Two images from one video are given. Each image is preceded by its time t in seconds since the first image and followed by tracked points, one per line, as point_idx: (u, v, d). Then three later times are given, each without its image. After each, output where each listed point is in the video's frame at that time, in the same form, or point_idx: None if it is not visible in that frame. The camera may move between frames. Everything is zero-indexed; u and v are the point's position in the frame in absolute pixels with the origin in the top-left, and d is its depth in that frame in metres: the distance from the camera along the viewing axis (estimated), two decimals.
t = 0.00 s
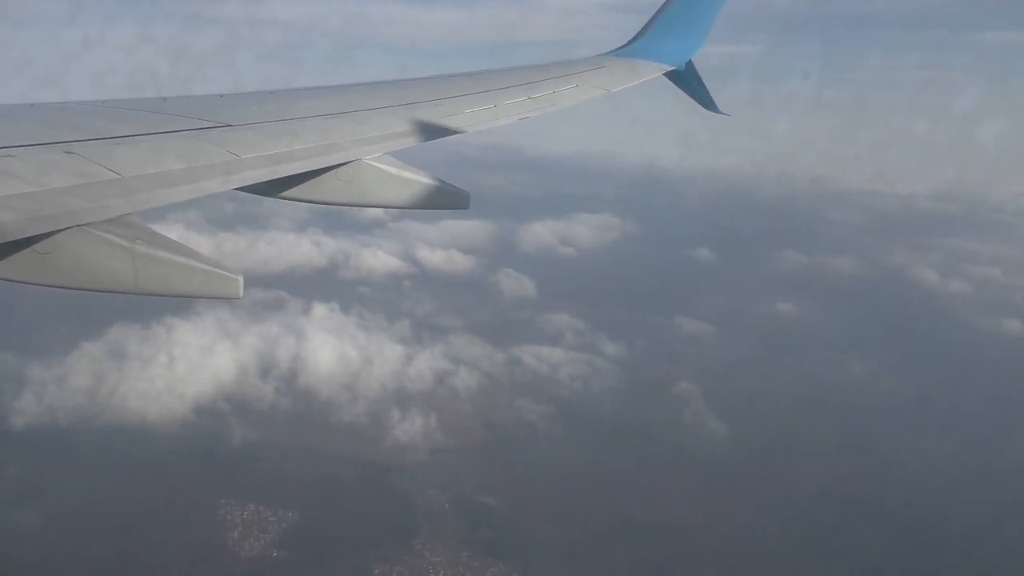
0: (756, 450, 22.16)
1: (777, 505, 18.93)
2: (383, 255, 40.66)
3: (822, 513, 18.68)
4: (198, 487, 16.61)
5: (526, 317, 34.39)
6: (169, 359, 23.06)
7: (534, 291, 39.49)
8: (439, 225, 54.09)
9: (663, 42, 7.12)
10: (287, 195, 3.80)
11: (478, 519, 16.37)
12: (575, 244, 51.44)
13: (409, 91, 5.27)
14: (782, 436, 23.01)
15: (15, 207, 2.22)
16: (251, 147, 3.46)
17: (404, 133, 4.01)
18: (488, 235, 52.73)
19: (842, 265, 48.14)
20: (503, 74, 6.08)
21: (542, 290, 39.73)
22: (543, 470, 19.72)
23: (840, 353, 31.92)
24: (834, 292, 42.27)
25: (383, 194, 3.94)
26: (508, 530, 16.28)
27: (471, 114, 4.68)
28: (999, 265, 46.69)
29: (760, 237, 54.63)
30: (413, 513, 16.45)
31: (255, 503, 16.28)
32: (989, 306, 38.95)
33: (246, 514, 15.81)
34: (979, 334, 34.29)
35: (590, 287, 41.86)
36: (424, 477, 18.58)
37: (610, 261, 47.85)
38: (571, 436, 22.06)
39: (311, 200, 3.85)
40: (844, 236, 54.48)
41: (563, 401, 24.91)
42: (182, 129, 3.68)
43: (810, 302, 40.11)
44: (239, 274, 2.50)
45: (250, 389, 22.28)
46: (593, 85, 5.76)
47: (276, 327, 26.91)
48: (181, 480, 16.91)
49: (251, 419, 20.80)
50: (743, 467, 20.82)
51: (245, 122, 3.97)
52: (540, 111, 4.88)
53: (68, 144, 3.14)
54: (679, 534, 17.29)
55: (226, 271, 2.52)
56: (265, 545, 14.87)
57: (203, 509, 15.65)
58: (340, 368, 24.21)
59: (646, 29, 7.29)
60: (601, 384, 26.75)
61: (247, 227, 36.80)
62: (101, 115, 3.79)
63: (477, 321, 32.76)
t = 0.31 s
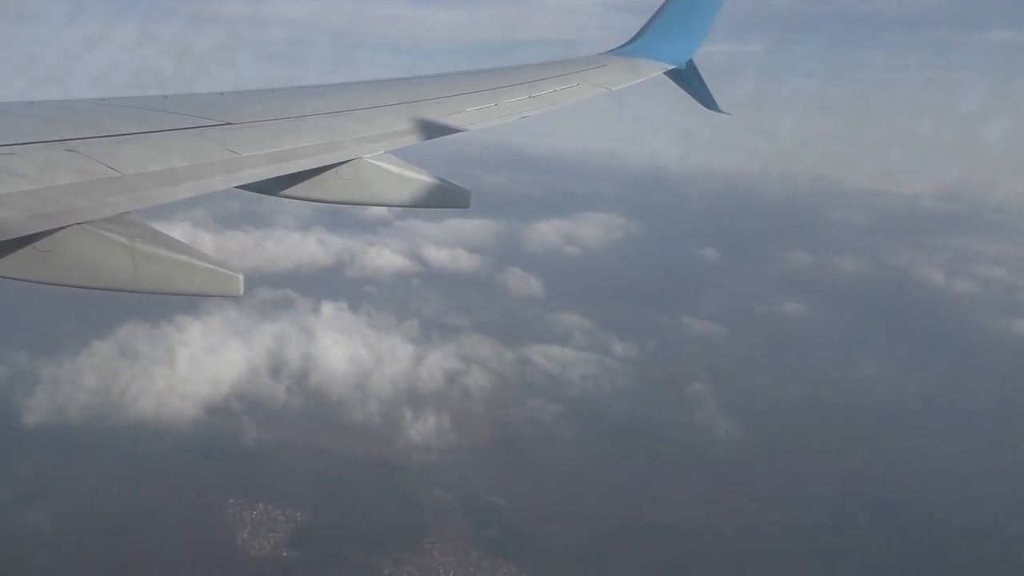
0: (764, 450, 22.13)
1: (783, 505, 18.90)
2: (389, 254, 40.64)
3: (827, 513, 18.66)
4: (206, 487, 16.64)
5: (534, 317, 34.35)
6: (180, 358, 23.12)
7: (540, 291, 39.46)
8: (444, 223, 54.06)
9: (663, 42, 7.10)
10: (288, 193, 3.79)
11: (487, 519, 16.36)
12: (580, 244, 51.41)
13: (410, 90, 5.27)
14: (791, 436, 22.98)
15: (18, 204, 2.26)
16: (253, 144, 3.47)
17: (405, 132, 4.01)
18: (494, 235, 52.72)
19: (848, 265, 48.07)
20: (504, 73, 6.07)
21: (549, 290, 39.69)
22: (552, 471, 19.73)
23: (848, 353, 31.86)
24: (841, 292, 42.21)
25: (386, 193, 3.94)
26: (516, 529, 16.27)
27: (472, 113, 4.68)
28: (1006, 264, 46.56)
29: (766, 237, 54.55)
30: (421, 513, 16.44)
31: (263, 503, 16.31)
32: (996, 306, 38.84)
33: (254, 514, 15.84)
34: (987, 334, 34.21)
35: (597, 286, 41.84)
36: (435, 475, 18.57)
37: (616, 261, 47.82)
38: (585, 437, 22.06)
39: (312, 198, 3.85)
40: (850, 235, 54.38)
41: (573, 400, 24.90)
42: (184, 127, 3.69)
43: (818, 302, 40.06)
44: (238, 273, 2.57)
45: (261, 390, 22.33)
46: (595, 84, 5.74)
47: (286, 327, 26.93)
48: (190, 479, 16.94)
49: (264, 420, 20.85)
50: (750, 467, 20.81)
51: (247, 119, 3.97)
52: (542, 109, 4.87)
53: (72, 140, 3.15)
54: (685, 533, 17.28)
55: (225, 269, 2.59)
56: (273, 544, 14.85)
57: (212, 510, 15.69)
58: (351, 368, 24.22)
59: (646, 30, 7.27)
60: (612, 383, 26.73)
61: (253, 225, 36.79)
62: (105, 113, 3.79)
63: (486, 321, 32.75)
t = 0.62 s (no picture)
0: (772, 450, 22.09)
1: (791, 505, 18.87)
2: (395, 253, 40.70)
3: (834, 514, 18.60)
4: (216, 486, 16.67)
5: (542, 316, 34.38)
6: (193, 357, 23.15)
7: (547, 290, 39.48)
8: (450, 221, 54.13)
9: (663, 43, 7.05)
10: (288, 192, 3.74)
11: (495, 519, 16.36)
12: (585, 244, 51.52)
13: (410, 89, 5.24)
14: (799, 437, 22.94)
15: (18, 203, 2.19)
16: (255, 143, 3.42)
17: (406, 132, 3.98)
18: (500, 233, 52.76)
19: (854, 265, 48.03)
20: (503, 71, 6.04)
21: (556, 289, 39.71)
22: (561, 470, 19.74)
23: (856, 353, 31.83)
24: (848, 292, 42.17)
25: (388, 191, 3.90)
26: (525, 529, 16.26)
27: (474, 112, 4.65)
28: (1013, 266, 46.47)
29: (772, 237, 54.54)
30: (429, 512, 16.44)
31: (272, 502, 16.35)
32: (1003, 308, 38.79)
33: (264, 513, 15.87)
34: (994, 335, 34.16)
35: (603, 285, 41.86)
36: (445, 474, 18.59)
37: (622, 260, 47.87)
38: (597, 437, 22.02)
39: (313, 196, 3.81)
40: (856, 236, 54.33)
41: (582, 400, 24.92)
42: (185, 125, 3.65)
43: (825, 302, 40.03)
44: (239, 269, 2.42)
45: (272, 389, 22.40)
46: (595, 84, 5.71)
47: (296, 326, 26.99)
48: (201, 478, 16.96)
49: (277, 418, 20.89)
50: (757, 468, 20.78)
51: (249, 118, 3.94)
52: (543, 109, 4.85)
53: (73, 140, 3.11)
54: (692, 533, 17.26)
55: (229, 266, 2.45)
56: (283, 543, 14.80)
57: (221, 509, 15.73)
58: (362, 369, 24.29)
59: (647, 31, 7.23)
60: (622, 382, 26.74)
61: (261, 224, 36.89)
62: (109, 112, 3.77)
63: (494, 320, 32.78)
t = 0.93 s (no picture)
0: (783, 447, 22.02)
1: (800, 504, 18.84)
2: (404, 251, 40.74)
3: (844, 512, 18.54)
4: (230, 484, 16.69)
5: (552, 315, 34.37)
6: (207, 354, 23.20)
7: (556, 289, 39.49)
8: (458, 218, 54.12)
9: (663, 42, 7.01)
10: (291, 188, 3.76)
11: (507, 518, 16.37)
12: (593, 241, 51.48)
13: (411, 86, 5.23)
14: (810, 436, 22.90)
15: (26, 198, 2.15)
16: (257, 140, 3.40)
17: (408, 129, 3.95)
18: (508, 230, 52.75)
19: (864, 264, 47.91)
20: (503, 70, 6.03)
21: (566, 288, 39.72)
22: (574, 469, 19.73)
23: (868, 353, 31.75)
24: (858, 291, 42.09)
25: (389, 188, 3.88)
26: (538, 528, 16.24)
27: (475, 109, 4.63)
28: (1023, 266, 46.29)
29: (781, 235, 54.45)
30: (441, 511, 16.47)
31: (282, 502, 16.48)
32: (1014, 308, 38.65)
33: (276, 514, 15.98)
34: (1006, 334, 34.03)
35: (612, 283, 41.84)
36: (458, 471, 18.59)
37: (630, 258, 47.82)
38: (611, 437, 21.97)
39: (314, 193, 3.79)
40: (865, 235, 54.16)
41: (594, 398, 24.91)
42: (186, 122, 3.62)
43: (835, 301, 39.94)
44: (241, 267, 2.44)
45: (287, 387, 22.46)
46: (595, 81, 5.69)
47: (309, 324, 27.05)
48: (215, 476, 17.01)
49: (293, 415, 20.86)
50: (768, 466, 20.74)
51: (250, 116, 3.91)
52: (544, 106, 4.84)
53: (74, 136, 3.07)
54: (702, 530, 17.26)
55: (230, 264, 2.45)
56: (294, 543, 14.78)
57: (233, 506, 15.78)
58: (375, 368, 24.34)
59: (645, 31, 7.20)
60: (635, 379, 26.71)
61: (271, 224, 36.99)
62: (114, 110, 3.74)
63: (505, 318, 32.80)
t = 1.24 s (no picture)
0: (835, 468, 21.59)
1: (853, 522, 18.43)
2: (447, 266, 40.96)
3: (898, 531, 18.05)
4: (282, 500, 16.87)
5: (598, 331, 34.22)
6: (259, 370, 23.56)
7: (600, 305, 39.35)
8: (500, 233, 54.30)
9: (699, 55, 6.95)
10: (328, 206, 3.77)
11: (555, 537, 16.26)
12: (635, 254, 51.23)
13: (448, 103, 5.25)
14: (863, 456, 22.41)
15: (72, 216, 2.19)
16: (296, 158, 3.42)
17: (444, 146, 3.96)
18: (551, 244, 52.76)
19: (915, 277, 46.90)
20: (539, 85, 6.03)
21: (610, 303, 39.55)
22: (624, 486, 19.56)
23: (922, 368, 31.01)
24: (910, 305, 41.18)
25: (425, 205, 3.88)
26: (590, 551, 16.14)
27: (512, 125, 4.63)
28: None
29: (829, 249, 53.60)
30: (489, 531, 16.44)
31: (332, 515, 16.36)
32: None
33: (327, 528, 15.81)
34: None
35: (657, 296, 41.54)
36: (506, 490, 18.56)
37: (672, 273, 47.47)
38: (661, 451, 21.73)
39: (350, 209, 3.81)
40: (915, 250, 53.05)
41: (641, 413, 24.71)
42: (228, 141, 3.66)
43: (887, 316, 39.14)
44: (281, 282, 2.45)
45: (338, 403, 22.68)
46: (632, 95, 5.66)
47: (358, 340, 27.31)
48: (266, 493, 17.20)
49: (346, 431, 21.04)
50: (819, 485, 20.36)
51: (289, 134, 3.95)
52: (581, 122, 4.81)
53: (120, 156, 3.12)
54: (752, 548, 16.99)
55: (270, 279, 2.47)
56: (343, 559, 14.63)
57: (284, 523, 15.94)
58: (423, 385, 24.46)
59: (681, 44, 7.14)
60: (686, 396, 26.43)
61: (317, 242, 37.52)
62: (164, 129, 3.81)
63: (550, 334, 32.75)
